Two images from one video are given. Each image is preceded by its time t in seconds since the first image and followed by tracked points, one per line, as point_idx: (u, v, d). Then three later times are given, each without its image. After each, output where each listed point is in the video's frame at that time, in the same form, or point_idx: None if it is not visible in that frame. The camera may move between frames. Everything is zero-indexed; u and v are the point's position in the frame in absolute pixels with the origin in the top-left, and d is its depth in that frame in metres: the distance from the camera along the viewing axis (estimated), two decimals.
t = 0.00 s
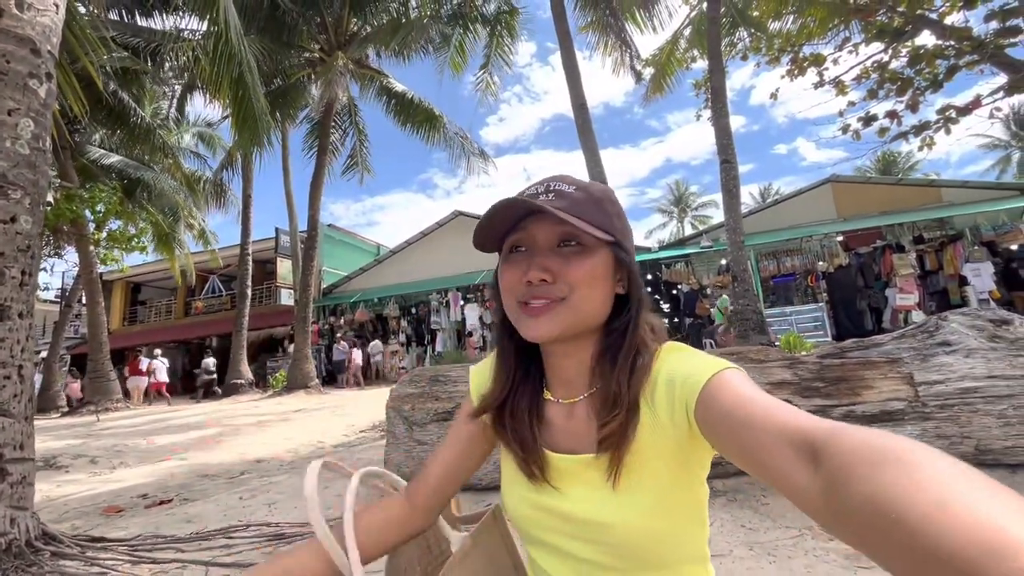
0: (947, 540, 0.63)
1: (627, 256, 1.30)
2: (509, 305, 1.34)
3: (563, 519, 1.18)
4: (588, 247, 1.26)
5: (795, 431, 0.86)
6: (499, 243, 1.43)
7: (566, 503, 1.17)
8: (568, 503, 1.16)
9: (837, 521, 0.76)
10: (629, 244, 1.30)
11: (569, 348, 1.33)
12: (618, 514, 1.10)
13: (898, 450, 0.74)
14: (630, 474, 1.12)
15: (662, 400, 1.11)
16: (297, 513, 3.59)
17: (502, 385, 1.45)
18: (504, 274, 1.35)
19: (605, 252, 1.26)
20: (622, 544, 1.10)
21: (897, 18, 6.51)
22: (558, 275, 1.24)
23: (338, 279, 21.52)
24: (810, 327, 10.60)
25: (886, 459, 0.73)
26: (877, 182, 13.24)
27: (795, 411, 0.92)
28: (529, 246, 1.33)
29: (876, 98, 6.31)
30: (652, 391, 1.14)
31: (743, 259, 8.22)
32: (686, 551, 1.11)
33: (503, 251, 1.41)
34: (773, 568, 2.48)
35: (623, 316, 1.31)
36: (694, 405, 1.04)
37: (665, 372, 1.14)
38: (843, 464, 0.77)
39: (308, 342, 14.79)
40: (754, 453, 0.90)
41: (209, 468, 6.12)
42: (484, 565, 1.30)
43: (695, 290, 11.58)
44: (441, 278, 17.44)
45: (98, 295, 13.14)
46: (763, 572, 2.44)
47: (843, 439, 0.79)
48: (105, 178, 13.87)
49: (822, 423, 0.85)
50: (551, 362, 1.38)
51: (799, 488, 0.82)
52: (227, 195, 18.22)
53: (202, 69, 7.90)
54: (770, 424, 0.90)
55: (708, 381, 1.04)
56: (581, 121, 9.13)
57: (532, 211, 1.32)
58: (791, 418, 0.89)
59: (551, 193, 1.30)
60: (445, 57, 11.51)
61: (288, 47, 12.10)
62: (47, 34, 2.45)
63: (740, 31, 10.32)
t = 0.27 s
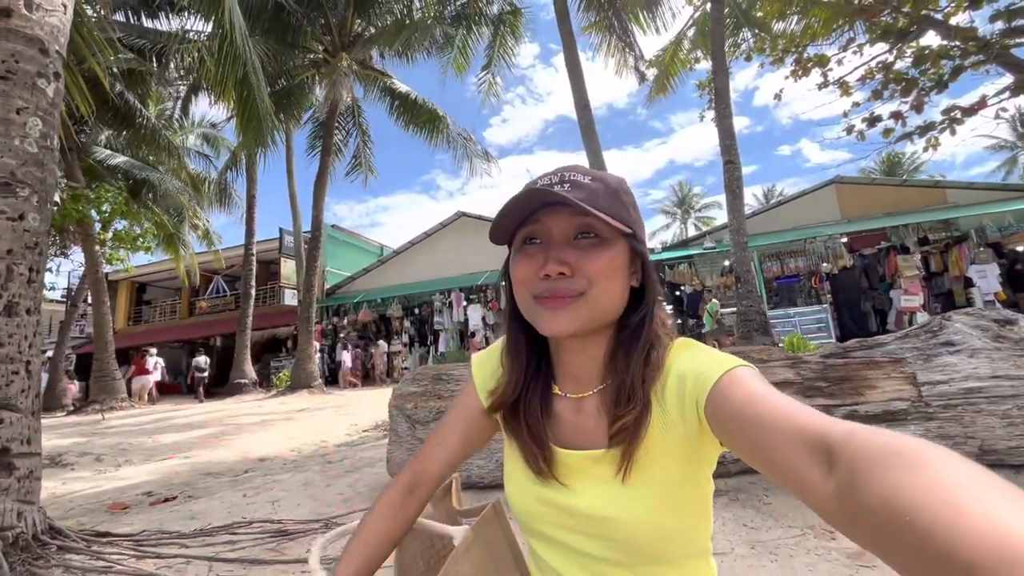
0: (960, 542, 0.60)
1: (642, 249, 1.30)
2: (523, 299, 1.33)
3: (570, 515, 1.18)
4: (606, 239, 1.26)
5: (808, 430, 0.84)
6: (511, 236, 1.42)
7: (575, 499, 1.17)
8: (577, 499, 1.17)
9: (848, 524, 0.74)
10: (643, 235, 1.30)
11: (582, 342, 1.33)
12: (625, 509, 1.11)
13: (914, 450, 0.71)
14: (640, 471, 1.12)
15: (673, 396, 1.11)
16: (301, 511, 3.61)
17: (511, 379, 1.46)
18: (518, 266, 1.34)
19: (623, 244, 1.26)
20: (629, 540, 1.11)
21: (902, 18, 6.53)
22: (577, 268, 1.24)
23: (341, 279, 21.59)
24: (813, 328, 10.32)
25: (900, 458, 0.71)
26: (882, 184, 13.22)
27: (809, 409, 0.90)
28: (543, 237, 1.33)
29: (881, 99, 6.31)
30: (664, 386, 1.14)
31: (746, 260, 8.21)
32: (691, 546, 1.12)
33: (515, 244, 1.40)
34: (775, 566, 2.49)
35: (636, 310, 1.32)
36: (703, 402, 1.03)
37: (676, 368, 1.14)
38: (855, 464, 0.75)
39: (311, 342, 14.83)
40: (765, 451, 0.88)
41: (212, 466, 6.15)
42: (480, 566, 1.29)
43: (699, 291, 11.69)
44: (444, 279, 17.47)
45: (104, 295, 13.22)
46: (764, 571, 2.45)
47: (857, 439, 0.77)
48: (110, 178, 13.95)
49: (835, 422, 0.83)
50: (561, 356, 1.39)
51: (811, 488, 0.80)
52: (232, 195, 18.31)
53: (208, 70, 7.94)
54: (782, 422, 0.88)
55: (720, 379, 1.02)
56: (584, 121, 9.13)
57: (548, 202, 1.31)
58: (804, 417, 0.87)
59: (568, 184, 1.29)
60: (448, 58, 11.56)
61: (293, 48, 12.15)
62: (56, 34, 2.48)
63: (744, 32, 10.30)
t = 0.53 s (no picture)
0: (975, 543, 0.60)
1: (643, 245, 1.31)
2: (523, 294, 1.34)
3: (569, 510, 1.19)
4: (607, 236, 1.26)
5: (812, 426, 0.83)
6: (512, 232, 1.42)
7: (576, 496, 1.17)
8: (578, 497, 1.17)
9: (856, 525, 0.73)
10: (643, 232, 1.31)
11: (582, 339, 1.34)
12: (624, 506, 1.11)
13: (923, 449, 0.71)
14: (640, 468, 1.12)
15: (673, 393, 1.10)
16: (307, 508, 3.64)
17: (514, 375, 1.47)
18: (519, 262, 1.35)
19: (623, 241, 1.27)
20: (628, 537, 1.11)
21: (911, 17, 6.48)
22: (577, 264, 1.24)
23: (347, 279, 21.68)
24: (821, 329, 10.29)
25: (909, 457, 0.70)
26: (890, 184, 13.14)
27: (811, 405, 0.89)
28: (545, 233, 1.33)
29: (889, 100, 6.28)
30: (663, 383, 1.14)
31: (752, 260, 8.17)
32: (690, 543, 1.12)
33: (516, 240, 1.40)
34: (779, 565, 2.49)
35: (638, 307, 1.32)
36: (704, 399, 1.02)
37: (676, 364, 1.13)
38: (864, 464, 0.73)
39: (317, 342, 14.90)
40: (768, 448, 0.86)
41: (219, 464, 6.20)
42: (482, 562, 1.29)
43: (704, 292, 11.63)
44: (450, 279, 17.50)
45: (112, 294, 13.34)
46: (768, 570, 2.45)
47: (865, 438, 0.76)
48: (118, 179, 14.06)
49: (840, 420, 0.82)
50: (562, 352, 1.39)
51: (816, 487, 0.79)
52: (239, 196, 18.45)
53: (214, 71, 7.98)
54: (787, 419, 0.86)
55: (723, 374, 1.01)
56: (589, 122, 9.14)
57: (548, 199, 1.32)
58: (806, 413, 0.86)
59: (570, 180, 1.30)
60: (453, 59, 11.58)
61: (299, 49, 12.22)
62: (67, 35, 2.51)
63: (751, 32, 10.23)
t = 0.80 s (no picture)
0: (918, 552, 0.57)
1: (589, 279, 1.29)
2: (476, 331, 1.28)
3: (562, 551, 1.14)
4: (556, 268, 1.25)
5: (777, 436, 0.81)
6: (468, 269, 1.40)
7: (559, 533, 1.14)
8: (560, 534, 1.13)
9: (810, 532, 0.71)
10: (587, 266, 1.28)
11: (539, 371, 1.27)
12: (611, 537, 1.07)
13: (872, 460, 0.69)
14: (614, 499, 1.08)
15: (640, 411, 1.07)
16: (333, 504, 3.72)
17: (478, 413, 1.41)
18: (473, 297, 1.30)
19: (571, 275, 1.24)
20: (626, 560, 1.08)
21: (958, 59, 6.52)
22: (528, 294, 1.21)
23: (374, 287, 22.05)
24: (852, 370, 10.06)
25: (859, 467, 0.68)
26: (931, 226, 12.87)
27: (776, 415, 0.87)
28: (497, 269, 1.31)
29: (932, 141, 6.29)
30: (629, 397, 1.11)
31: (784, 294, 8.08)
32: (698, 551, 1.07)
33: (470, 278, 1.37)
34: None
35: (587, 336, 1.27)
36: (672, 411, 1.00)
37: (642, 373, 1.11)
38: (820, 473, 0.72)
39: (341, 346, 15.14)
40: (737, 457, 0.85)
41: (245, 457, 6.35)
42: None
43: (731, 323, 11.32)
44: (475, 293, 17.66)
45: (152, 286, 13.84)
46: None
47: (821, 447, 0.74)
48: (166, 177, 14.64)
49: (804, 429, 0.80)
50: (523, 388, 1.33)
51: (781, 500, 0.77)
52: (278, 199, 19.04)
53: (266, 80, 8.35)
54: (751, 430, 0.85)
55: (686, 383, 1.00)
56: (624, 147, 9.25)
57: (502, 234, 1.32)
58: (772, 422, 0.84)
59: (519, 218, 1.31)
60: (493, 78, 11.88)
61: (347, 63, 12.71)
62: (160, 45, 2.79)
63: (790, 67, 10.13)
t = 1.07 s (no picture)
0: (882, 497, 0.61)
1: (568, 254, 1.35)
2: (460, 296, 1.34)
3: (532, 520, 1.14)
4: (537, 238, 1.31)
5: (744, 401, 0.84)
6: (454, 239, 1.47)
7: (533, 501, 1.13)
8: (534, 502, 1.13)
9: (782, 491, 0.73)
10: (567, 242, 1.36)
11: (519, 338, 1.31)
12: (583, 502, 1.07)
13: (834, 417, 0.74)
14: (589, 464, 1.09)
15: (615, 379, 1.11)
16: (335, 507, 3.75)
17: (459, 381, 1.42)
18: (455, 264, 1.36)
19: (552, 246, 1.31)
20: (595, 528, 1.08)
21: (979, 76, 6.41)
22: (511, 260, 1.26)
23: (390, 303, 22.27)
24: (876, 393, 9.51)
25: (824, 424, 0.72)
26: (957, 246, 12.58)
27: (744, 382, 0.91)
28: (483, 236, 1.38)
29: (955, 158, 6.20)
30: (605, 366, 1.15)
31: (801, 312, 7.94)
32: (663, 521, 1.09)
33: (453, 248, 1.44)
34: None
35: (563, 311, 1.32)
36: (646, 379, 1.03)
37: (617, 347, 1.16)
38: (792, 433, 0.75)
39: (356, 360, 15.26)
40: (707, 423, 0.87)
41: (255, 464, 6.42)
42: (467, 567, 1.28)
43: (750, 342, 11.36)
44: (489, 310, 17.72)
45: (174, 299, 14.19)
46: None
47: (792, 407, 0.78)
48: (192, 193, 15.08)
49: (771, 395, 0.84)
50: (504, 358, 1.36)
51: (752, 462, 0.79)
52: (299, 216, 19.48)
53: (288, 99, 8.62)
54: (724, 397, 0.88)
55: (661, 354, 1.04)
56: (638, 164, 9.29)
57: (487, 205, 1.40)
58: (740, 388, 0.88)
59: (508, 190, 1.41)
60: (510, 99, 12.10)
61: (367, 84, 13.08)
62: (180, 58, 2.94)
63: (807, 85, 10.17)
